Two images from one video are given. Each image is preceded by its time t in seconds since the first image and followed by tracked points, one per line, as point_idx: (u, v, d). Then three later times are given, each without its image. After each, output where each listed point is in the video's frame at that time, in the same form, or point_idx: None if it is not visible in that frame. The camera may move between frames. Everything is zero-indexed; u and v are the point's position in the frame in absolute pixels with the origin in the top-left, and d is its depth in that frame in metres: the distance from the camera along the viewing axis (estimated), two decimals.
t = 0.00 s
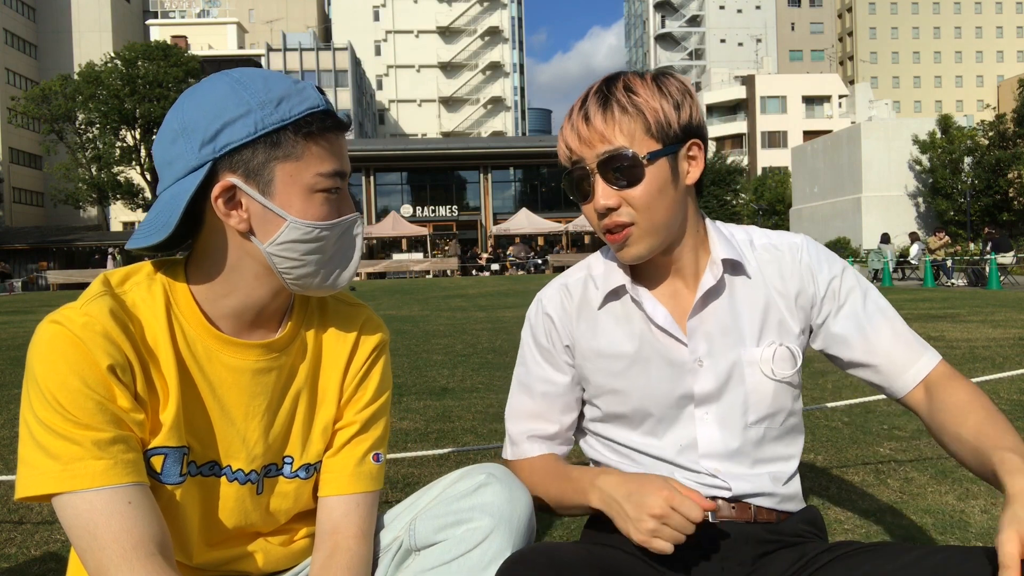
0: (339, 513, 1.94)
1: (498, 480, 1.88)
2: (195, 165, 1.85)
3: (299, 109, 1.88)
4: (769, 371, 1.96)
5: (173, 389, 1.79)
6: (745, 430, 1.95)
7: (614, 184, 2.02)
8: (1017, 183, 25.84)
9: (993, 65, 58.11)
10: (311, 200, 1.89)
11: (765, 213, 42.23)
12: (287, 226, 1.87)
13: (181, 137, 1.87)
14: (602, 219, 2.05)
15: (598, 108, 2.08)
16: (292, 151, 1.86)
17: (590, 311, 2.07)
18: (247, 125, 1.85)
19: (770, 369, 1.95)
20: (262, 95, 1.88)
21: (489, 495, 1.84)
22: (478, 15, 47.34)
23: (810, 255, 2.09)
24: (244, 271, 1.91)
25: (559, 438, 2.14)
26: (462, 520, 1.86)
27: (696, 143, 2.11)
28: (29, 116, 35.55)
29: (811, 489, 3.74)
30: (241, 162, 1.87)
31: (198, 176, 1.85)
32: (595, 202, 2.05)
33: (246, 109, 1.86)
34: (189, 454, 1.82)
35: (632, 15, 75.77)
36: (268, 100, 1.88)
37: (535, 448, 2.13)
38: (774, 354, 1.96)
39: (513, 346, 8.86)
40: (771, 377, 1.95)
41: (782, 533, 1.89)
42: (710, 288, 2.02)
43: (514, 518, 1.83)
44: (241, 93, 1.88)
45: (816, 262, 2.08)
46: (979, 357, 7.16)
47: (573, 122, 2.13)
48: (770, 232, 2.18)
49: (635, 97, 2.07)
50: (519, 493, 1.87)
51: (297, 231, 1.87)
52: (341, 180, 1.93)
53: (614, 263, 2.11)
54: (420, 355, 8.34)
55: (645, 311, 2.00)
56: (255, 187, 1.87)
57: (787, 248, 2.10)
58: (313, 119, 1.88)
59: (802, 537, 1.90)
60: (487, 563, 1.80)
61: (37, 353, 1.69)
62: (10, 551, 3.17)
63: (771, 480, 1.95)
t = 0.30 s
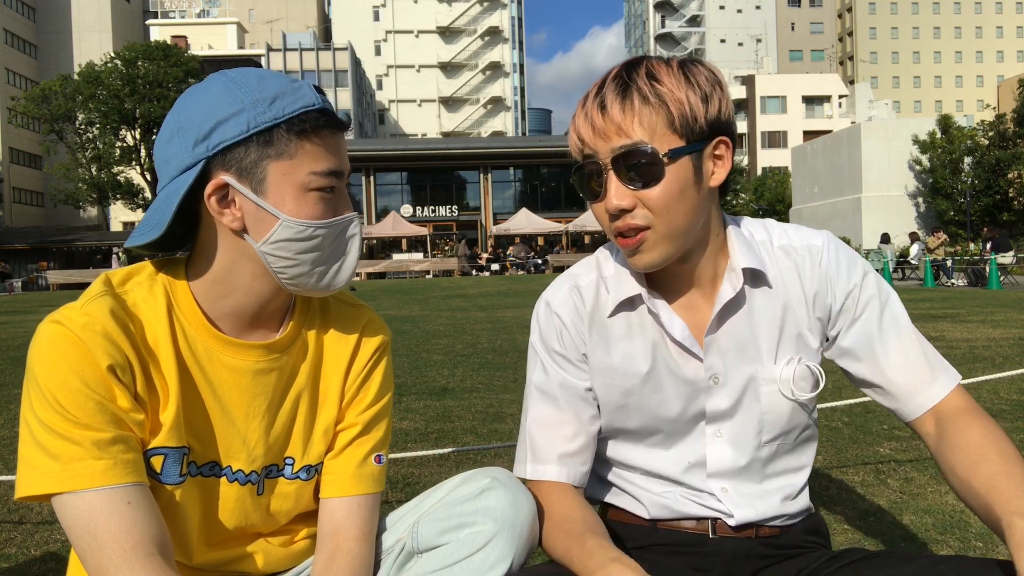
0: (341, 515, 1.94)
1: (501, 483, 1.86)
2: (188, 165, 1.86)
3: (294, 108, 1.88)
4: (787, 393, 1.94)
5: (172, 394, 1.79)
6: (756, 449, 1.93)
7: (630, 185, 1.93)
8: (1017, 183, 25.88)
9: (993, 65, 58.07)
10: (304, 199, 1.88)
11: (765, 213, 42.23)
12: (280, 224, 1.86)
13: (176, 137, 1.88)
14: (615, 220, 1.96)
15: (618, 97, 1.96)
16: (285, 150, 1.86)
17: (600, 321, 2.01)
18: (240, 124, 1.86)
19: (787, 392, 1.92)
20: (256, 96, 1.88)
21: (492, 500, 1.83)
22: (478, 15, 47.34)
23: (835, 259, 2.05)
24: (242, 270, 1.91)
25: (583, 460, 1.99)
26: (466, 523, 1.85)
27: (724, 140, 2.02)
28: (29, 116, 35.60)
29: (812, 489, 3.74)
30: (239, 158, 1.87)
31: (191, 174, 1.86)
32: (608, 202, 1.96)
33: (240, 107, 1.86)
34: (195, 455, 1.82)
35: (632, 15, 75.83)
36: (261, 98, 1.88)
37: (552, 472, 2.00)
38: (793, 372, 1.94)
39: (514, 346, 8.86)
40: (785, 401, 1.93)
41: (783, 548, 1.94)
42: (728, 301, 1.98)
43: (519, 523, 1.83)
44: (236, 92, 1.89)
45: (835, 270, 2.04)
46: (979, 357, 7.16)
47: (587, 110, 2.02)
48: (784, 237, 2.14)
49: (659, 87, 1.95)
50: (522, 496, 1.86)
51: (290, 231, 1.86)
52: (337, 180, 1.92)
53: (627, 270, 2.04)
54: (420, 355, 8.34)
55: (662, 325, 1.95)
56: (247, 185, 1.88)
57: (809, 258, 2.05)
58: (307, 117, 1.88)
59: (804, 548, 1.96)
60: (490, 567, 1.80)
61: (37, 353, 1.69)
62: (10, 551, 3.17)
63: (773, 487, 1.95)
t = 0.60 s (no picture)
0: (341, 516, 1.95)
1: (501, 483, 1.87)
2: (181, 162, 1.89)
3: (285, 102, 1.87)
4: (794, 409, 1.92)
5: (174, 396, 1.79)
6: (761, 476, 1.92)
7: (647, 194, 1.88)
8: (1017, 183, 25.92)
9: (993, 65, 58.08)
10: (294, 196, 1.88)
11: (765, 213, 42.24)
12: (269, 222, 1.85)
13: (174, 133, 1.91)
14: (626, 234, 1.91)
15: (637, 97, 1.90)
16: (274, 146, 1.86)
17: (602, 335, 1.98)
18: (231, 121, 1.86)
19: (797, 413, 1.91)
20: (248, 93, 1.88)
21: (492, 499, 1.84)
22: (478, 15, 47.33)
23: (849, 259, 2.01)
24: (237, 270, 1.92)
25: (583, 476, 2.01)
26: (466, 523, 1.86)
27: (750, 150, 1.99)
28: (29, 116, 35.62)
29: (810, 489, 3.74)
30: (229, 152, 1.87)
31: (183, 171, 1.88)
32: (620, 211, 1.93)
33: (230, 104, 1.87)
34: (197, 455, 1.82)
35: (632, 15, 75.85)
36: (253, 95, 1.88)
37: (554, 487, 2.02)
38: (805, 401, 1.91)
39: (514, 346, 8.87)
40: (794, 424, 1.91)
41: (782, 561, 1.93)
42: (741, 324, 1.95)
43: (518, 524, 1.83)
44: (228, 91, 1.89)
45: (861, 285, 1.98)
46: (978, 357, 7.17)
47: (602, 108, 1.96)
48: (788, 240, 2.13)
49: (683, 87, 1.90)
50: (521, 496, 1.87)
51: (279, 229, 1.86)
52: (333, 176, 1.91)
53: (631, 282, 2.01)
54: (420, 354, 8.35)
55: (665, 348, 1.91)
56: (237, 182, 1.88)
57: (821, 264, 2.01)
58: (298, 114, 1.87)
59: (802, 557, 1.95)
60: (489, 567, 1.80)
61: (39, 352, 1.69)
62: (10, 551, 3.17)
63: (776, 493, 1.95)
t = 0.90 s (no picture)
0: (341, 515, 1.95)
1: (500, 483, 1.88)
2: (173, 163, 1.89)
3: (278, 104, 1.87)
4: (798, 410, 1.92)
5: (173, 396, 1.79)
6: (764, 476, 1.92)
7: (656, 200, 1.88)
8: (1017, 183, 25.97)
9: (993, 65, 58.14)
10: (288, 196, 1.88)
11: (765, 213, 42.26)
12: (263, 222, 1.86)
13: (166, 136, 1.91)
14: (629, 237, 1.91)
15: (648, 99, 1.89)
16: (268, 148, 1.86)
17: (603, 337, 1.98)
18: (223, 121, 1.86)
19: (803, 417, 1.91)
20: (242, 93, 1.89)
21: (490, 500, 1.84)
22: (478, 15, 47.36)
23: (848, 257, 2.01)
24: (233, 271, 1.92)
25: (583, 479, 2.02)
26: (466, 523, 1.86)
27: (761, 153, 1.99)
28: (29, 116, 35.63)
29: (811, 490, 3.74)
30: (223, 150, 1.87)
31: (177, 173, 1.88)
32: (630, 216, 1.92)
33: (223, 105, 1.87)
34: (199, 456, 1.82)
35: (632, 15, 75.89)
36: (245, 96, 1.88)
37: (553, 491, 2.02)
38: (810, 407, 1.91)
39: (513, 346, 8.87)
40: (801, 430, 1.91)
41: (784, 561, 1.93)
42: (742, 326, 1.95)
43: (518, 523, 1.83)
44: (222, 92, 1.89)
45: (858, 282, 1.98)
46: (978, 357, 7.17)
47: (602, 109, 1.96)
48: (785, 239, 2.13)
49: (687, 89, 1.89)
50: (521, 497, 1.87)
51: (272, 228, 1.86)
52: (327, 176, 1.91)
53: (633, 283, 2.00)
54: (420, 354, 8.35)
55: (667, 349, 1.91)
56: (230, 183, 1.88)
57: (820, 264, 2.02)
58: (290, 115, 1.87)
59: (804, 557, 1.95)
60: (489, 567, 1.80)
61: (37, 355, 1.69)
62: (10, 551, 3.17)
63: (778, 491, 1.95)
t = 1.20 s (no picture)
0: (341, 516, 1.95)
1: (501, 483, 1.87)
2: (171, 164, 1.89)
3: (276, 104, 1.87)
4: (793, 401, 1.92)
5: (171, 398, 1.79)
6: (763, 471, 1.92)
7: (660, 193, 1.88)
8: (1017, 183, 26.01)
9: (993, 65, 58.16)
10: (287, 196, 1.88)
11: (765, 213, 42.27)
12: (262, 222, 1.85)
13: (165, 135, 1.91)
14: (630, 234, 1.91)
15: (650, 93, 1.89)
16: (267, 147, 1.85)
17: (601, 334, 1.97)
18: (222, 121, 1.86)
19: (799, 407, 1.91)
20: (239, 93, 1.89)
21: (491, 499, 1.84)
22: (478, 15, 47.37)
23: (840, 251, 2.03)
24: (232, 271, 1.92)
25: (582, 475, 2.01)
26: (465, 522, 1.86)
27: (753, 146, 2.00)
28: (29, 116, 35.63)
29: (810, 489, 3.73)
30: (220, 151, 1.87)
31: (176, 173, 1.88)
32: (634, 208, 1.91)
33: (222, 105, 1.87)
34: (201, 455, 1.83)
35: (632, 14, 75.89)
36: (244, 96, 1.88)
37: (551, 487, 2.02)
38: (805, 396, 1.91)
39: (514, 346, 8.87)
40: (796, 419, 1.91)
41: (781, 557, 1.93)
42: (741, 319, 1.95)
43: (518, 523, 1.83)
44: (220, 92, 1.89)
45: (856, 279, 1.98)
46: (978, 357, 7.17)
47: (602, 106, 1.95)
48: (777, 234, 2.14)
49: (689, 85, 1.90)
50: (522, 496, 1.87)
51: (272, 229, 1.86)
52: (326, 175, 1.90)
53: (632, 278, 2.00)
54: (420, 355, 8.35)
55: (665, 345, 1.91)
56: (230, 183, 1.88)
57: (812, 259, 2.02)
58: (289, 114, 1.87)
59: (804, 555, 1.95)
60: (490, 567, 1.80)
61: (36, 355, 1.69)
62: (10, 551, 3.17)
63: (777, 484, 1.95)
